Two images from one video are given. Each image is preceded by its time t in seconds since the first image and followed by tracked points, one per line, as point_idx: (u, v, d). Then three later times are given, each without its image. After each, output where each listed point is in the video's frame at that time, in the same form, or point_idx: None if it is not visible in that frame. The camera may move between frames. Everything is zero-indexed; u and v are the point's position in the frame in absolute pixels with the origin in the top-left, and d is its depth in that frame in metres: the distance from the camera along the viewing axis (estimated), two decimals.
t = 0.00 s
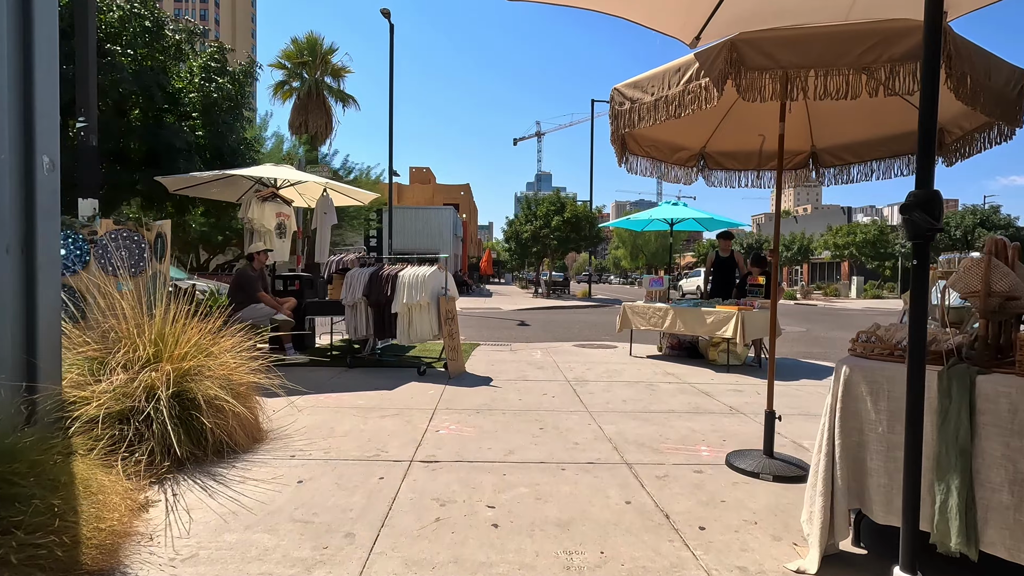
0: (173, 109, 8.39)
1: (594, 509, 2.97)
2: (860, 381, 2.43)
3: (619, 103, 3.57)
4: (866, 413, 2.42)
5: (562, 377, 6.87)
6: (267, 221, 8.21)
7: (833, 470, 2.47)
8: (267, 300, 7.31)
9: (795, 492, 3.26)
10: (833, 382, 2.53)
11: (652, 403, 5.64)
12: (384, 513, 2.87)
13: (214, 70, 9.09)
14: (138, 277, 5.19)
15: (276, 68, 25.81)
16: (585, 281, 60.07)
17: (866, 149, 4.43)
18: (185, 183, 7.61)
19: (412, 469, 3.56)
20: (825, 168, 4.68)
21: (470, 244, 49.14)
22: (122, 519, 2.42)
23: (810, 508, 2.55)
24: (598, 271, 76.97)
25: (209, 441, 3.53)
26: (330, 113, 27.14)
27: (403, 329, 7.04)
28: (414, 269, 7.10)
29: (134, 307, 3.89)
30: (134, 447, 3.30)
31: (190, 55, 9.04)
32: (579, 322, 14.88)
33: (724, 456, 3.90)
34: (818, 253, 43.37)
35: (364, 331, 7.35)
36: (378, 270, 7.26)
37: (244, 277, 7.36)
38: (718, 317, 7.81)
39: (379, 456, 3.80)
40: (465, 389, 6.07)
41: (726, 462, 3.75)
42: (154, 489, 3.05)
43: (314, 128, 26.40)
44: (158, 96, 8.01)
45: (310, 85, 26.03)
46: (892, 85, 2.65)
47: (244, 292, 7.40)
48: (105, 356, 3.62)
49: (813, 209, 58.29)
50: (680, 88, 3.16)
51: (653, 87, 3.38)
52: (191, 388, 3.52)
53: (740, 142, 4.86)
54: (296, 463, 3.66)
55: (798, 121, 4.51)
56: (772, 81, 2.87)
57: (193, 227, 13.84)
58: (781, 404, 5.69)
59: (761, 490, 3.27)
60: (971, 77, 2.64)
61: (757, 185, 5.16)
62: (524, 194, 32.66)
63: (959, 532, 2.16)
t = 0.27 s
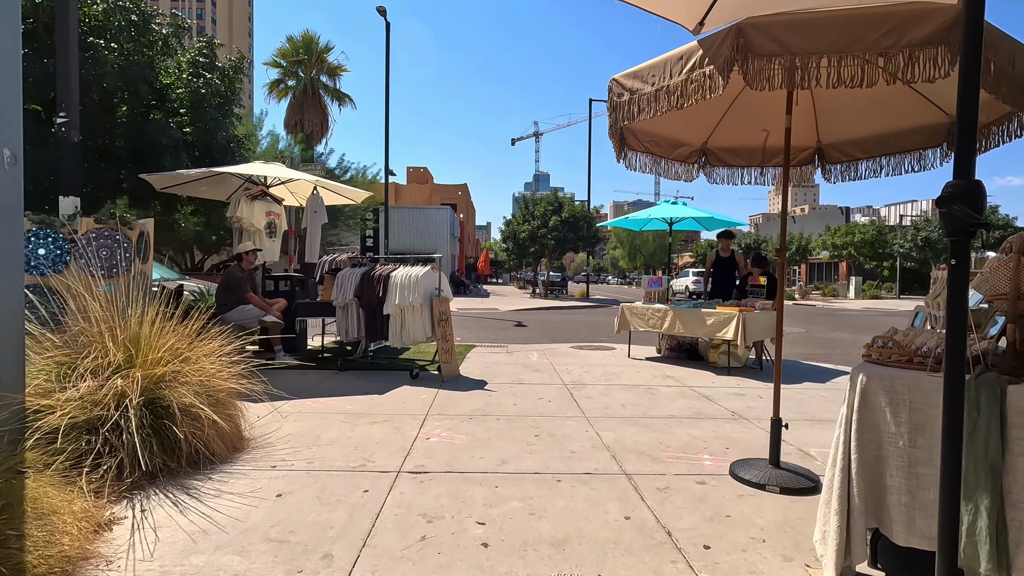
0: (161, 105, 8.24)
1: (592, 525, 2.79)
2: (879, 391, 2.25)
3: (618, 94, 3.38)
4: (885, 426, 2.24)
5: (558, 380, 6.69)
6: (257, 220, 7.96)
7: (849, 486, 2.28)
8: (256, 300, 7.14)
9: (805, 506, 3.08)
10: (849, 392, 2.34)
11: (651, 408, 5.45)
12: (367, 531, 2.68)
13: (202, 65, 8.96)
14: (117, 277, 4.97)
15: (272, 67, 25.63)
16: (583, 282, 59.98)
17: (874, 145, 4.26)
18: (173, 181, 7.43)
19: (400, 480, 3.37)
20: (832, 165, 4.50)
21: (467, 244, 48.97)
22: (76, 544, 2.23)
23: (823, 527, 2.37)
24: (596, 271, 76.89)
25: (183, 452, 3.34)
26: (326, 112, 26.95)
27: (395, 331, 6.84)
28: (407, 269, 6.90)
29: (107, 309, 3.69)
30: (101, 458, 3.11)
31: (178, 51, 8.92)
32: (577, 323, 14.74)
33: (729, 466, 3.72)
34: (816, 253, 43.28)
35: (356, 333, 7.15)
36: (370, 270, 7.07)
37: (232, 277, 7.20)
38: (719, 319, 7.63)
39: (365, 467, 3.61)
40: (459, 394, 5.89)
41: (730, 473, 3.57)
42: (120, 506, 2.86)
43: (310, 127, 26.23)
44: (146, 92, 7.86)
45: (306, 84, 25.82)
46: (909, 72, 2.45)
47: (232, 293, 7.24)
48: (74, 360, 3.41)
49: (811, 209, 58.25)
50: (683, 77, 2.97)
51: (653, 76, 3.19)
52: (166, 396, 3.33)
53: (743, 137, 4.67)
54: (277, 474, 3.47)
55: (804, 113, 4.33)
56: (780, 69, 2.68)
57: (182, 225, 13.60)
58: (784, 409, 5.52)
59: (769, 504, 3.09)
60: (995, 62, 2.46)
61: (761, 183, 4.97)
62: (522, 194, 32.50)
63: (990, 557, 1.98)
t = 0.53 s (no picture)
0: (148, 101, 8.05)
1: (590, 544, 2.60)
2: (903, 402, 2.07)
3: (618, 83, 3.20)
4: (910, 440, 2.06)
5: (555, 384, 6.50)
6: (246, 218, 7.76)
7: (871, 506, 2.10)
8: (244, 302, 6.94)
9: (816, 521, 2.90)
10: (869, 402, 2.16)
11: (651, 412, 5.27)
12: (348, 551, 2.49)
13: (190, 60, 8.77)
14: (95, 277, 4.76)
15: (267, 65, 25.41)
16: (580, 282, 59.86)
17: (884, 139, 4.08)
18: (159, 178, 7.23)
19: (387, 493, 3.18)
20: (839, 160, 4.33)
21: (464, 244, 48.80)
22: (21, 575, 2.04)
23: (841, 549, 2.20)
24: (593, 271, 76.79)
25: (155, 464, 3.15)
26: (322, 111, 26.73)
27: (387, 333, 6.64)
28: (399, 269, 6.70)
29: (80, 311, 3.49)
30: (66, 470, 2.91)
31: (165, 45, 8.72)
32: (575, 323, 14.57)
33: (735, 476, 3.54)
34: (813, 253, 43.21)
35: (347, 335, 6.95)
36: (361, 270, 6.87)
37: (219, 278, 7.00)
38: (719, 320, 7.45)
39: (351, 478, 3.42)
40: (452, 398, 5.70)
41: (736, 484, 3.39)
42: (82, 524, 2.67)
43: (305, 125, 26.01)
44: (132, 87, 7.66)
45: (301, 82, 25.59)
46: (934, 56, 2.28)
47: (220, 294, 7.03)
48: (40, 365, 3.21)
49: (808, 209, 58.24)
50: (688, 64, 2.79)
51: (655, 64, 3.01)
52: (137, 404, 3.13)
53: (747, 131, 4.49)
54: (257, 486, 3.27)
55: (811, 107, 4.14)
56: (794, 54, 2.50)
57: (169, 224, 13.35)
58: (788, 414, 5.34)
59: (779, 520, 2.91)
60: None
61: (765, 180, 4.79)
62: (519, 193, 32.33)
63: None
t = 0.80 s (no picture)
0: (134, 95, 7.84)
1: (592, 564, 2.43)
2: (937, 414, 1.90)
3: (619, 72, 3.03)
4: (943, 455, 1.89)
5: (553, 387, 6.32)
6: (235, 217, 7.54)
7: (899, 527, 1.93)
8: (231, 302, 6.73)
9: (831, 537, 2.74)
10: (897, 413, 1.99)
11: (653, 417, 5.09)
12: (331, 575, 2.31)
13: (177, 55, 8.57)
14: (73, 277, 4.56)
15: (261, 63, 25.16)
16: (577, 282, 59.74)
17: (895, 133, 3.92)
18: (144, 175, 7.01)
19: (375, 507, 3.00)
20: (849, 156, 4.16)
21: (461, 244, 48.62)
22: None
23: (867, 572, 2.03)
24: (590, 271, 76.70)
25: (128, 476, 2.96)
26: (317, 109, 26.48)
27: (380, 334, 6.44)
28: (392, 269, 6.51)
29: (51, 312, 3.29)
30: (29, 483, 2.72)
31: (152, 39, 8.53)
32: (572, 324, 14.41)
33: (742, 486, 3.37)
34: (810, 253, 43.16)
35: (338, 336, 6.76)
36: (353, 270, 6.68)
37: (207, 278, 6.78)
38: (721, 321, 7.28)
39: (337, 490, 3.23)
40: (447, 402, 5.51)
41: (744, 495, 3.22)
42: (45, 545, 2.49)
43: (299, 124, 25.78)
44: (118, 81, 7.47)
45: (296, 80, 25.33)
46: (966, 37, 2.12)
47: (206, 294, 6.81)
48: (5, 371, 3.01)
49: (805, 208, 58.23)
50: (696, 50, 2.62)
51: (660, 50, 2.84)
52: (109, 413, 2.94)
53: (752, 126, 4.32)
54: (237, 499, 3.08)
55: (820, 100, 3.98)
56: (811, 37, 2.33)
57: (158, 223, 13.09)
58: (793, 419, 5.17)
59: (792, 535, 2.74)
60: None
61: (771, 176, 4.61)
62: (516, 193, 32.15)
63: None
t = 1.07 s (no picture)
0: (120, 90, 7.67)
1: None
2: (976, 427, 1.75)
3: (624, 58, 2.87)
4: (984, 471, 1.74)
5: (551, 389, 6.15)
6: (225, 215, 7.32)
7: (935, 549, 1.78)
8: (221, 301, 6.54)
9: (849, 553, 2.57)
10: (931, 425, 1.84)
11: (655, 421, 4.93)
12: None
13: (167, 47, 8.39)
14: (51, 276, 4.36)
15: (255, 61, 24.91)
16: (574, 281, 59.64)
17: (909, 126, 3.77)
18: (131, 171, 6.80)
19: (364, 521, 2.82)
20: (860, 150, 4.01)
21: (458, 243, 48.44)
22: None
23: None
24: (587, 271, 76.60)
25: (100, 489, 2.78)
26: (312, 107, 26.24)
27: (374, 335, 6.26)
28: (387, 268, 6.32)
29: (21, 313, 3.10)
30: None
31: (140, 32, 8.33)
32: (570, 324, 14.25)
33: (751, 496, 3.21)
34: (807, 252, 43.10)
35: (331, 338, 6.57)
36: (346, 270, 6.50)
37: (195, 277, 6.59)
38: (723, 321, 7.12)
39: (325, 502, 3.06)
40: (442, 405, 5.34)
41: (754, 505, 3.06)
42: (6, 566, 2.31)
43: (294, 122, 25.54)
44: (103, 75, 7.30)
45: (290, 78, 25.08)
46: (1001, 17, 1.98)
47: (195, 293, 6.61)
48: None
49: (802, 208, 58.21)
50: (707, 33, 2.46)
51: (668, 34, 2.68)
52: (79, 422, 2.76)
53: (759, 119, 4.16)
54: (218, 512, 2.90)
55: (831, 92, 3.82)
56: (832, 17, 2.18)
57: (148, 221, 12.85)
58: (799, 422, 5.01)
59: (807, 551, 2.58)
60: None
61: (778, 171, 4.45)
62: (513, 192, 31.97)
63: None
